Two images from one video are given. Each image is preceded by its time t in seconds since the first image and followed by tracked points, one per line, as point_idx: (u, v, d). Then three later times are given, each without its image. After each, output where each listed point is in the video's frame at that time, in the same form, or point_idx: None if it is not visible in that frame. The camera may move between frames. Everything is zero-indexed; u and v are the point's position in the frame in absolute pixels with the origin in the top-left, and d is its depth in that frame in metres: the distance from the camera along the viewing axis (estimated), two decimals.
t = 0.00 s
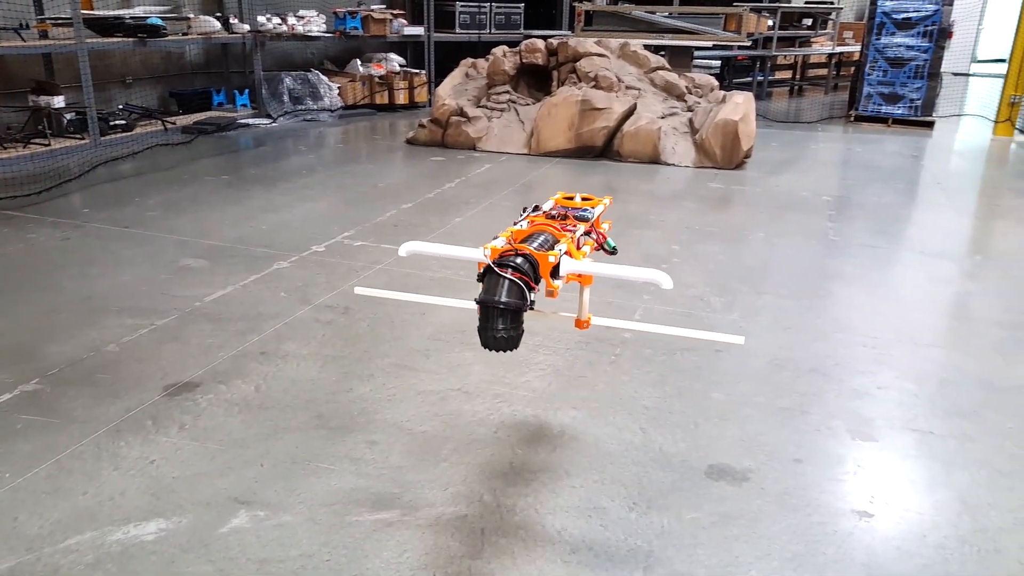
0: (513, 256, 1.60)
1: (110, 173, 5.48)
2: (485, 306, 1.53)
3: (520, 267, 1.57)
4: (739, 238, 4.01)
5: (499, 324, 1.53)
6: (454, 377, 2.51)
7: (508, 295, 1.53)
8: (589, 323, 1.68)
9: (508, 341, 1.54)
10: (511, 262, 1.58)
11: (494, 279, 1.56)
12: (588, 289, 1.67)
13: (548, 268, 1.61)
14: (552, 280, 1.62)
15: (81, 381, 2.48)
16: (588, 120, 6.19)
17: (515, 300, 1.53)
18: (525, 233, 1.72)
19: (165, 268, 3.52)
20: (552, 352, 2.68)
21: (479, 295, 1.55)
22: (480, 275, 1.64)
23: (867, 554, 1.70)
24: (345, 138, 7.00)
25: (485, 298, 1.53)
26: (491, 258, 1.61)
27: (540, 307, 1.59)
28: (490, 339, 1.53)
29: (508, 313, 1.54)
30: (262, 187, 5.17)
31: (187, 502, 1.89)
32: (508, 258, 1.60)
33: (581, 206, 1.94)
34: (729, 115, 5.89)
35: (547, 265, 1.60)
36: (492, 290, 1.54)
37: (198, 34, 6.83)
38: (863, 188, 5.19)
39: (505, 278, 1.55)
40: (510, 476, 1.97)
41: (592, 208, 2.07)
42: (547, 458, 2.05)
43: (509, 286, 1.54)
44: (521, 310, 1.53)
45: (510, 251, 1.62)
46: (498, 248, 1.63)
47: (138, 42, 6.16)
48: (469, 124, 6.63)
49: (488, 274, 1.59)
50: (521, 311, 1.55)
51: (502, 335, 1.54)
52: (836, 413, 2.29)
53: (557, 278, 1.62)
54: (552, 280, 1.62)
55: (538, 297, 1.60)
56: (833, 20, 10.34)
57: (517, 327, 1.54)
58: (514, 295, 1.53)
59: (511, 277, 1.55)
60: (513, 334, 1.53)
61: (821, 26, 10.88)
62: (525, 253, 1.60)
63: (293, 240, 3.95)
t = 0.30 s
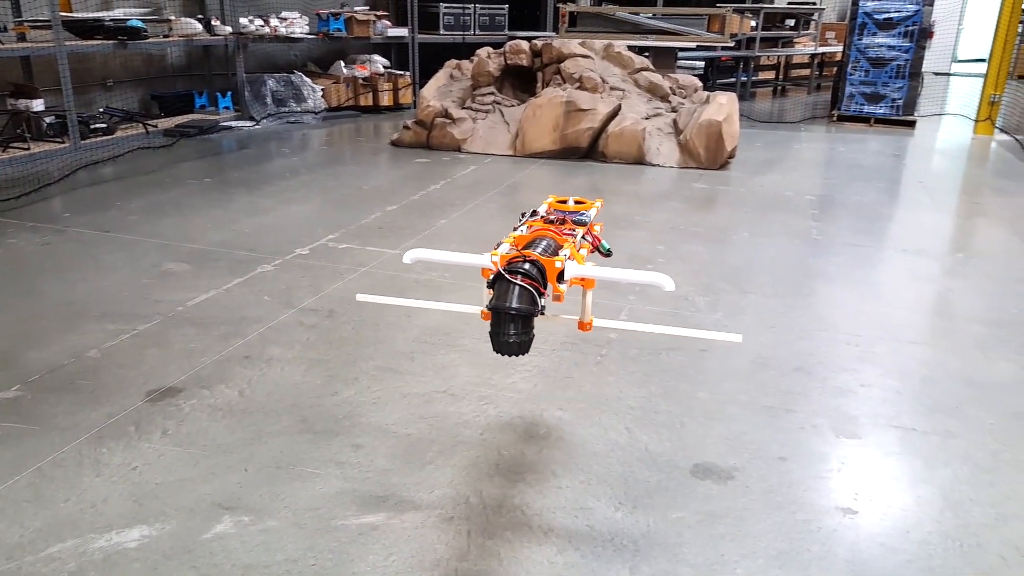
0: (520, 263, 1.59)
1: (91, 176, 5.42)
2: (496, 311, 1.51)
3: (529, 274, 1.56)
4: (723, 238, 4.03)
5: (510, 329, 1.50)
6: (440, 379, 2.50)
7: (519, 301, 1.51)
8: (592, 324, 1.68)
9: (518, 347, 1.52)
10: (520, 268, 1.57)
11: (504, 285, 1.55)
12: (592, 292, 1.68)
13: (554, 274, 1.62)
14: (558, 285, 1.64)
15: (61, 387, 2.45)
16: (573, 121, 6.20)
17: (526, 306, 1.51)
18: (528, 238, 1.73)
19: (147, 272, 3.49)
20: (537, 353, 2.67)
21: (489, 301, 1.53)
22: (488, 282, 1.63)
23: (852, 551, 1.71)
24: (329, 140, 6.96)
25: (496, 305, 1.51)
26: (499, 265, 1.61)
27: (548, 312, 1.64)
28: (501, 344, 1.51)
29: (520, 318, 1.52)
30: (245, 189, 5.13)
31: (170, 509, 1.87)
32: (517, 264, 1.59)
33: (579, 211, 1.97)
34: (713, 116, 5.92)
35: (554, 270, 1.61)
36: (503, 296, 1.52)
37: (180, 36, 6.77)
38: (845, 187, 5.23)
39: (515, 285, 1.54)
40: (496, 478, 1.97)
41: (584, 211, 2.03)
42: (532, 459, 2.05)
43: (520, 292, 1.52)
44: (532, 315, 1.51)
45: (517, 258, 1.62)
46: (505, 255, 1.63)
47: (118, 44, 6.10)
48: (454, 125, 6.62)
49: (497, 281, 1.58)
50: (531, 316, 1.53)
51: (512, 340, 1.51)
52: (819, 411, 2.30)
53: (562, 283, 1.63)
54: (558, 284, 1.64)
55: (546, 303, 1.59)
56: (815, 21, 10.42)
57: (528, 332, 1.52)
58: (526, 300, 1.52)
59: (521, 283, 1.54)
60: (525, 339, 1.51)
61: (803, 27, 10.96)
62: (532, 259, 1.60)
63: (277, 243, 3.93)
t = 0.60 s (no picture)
0: (532, 261, 1.52)
1: (76, 175, 5.37)
2: (512, 309, 1.46)
3: (542, 272, 1.49)
4: (711, 234, 4.04)
5: (525, 327, 1.46)
6: (429, 376, 2.49)
7: (535, 299, 1.45)
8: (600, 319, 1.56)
9: (534, 344, 1.48)
10: (534, 265, 1.50)
11: (518, 283, 1.48)
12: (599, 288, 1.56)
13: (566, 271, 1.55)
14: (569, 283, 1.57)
15: (46, 387, 2.43)
16: (561, 118, 6.20)
17: (542, 304, 1.46)
18: (535, 235, 1.63)
19: (132, 271, 3.45)
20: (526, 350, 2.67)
21: (504, 299, 1.47)
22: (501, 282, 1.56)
23: (839, 545, 1.73)
24: (316, 137, 6.93)
25: (511, 303, 1.46)
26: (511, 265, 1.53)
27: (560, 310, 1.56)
28: (517, 342, 1.48)
29: (535, 315, 1.48)
30: (232, 187, 5.10)
31: (157, 508, 1.86)
32: (529, 261, 1.52)
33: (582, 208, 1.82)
34: (700, 112, 5.93)
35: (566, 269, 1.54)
36: (518, 294, 1.47)
37: (165, 33, 6.71)
38: (832, 183, 5.25)
39: (530, 282, 1.48)
40: (485, 475, 1.97)
41: (582, 208, 1.85)
42: (521, 456, 2.05)
43: (535, 290, 1.47)
44: (548, 312, 1.47)
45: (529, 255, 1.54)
46: (516, 252, 1.56)
47: (102, 41, 6.03)
48: (442, 122, 6.60)
49: (512, 279, 1.51)
50: (547, 314, 1.48)
51: (527, 338, 1.47)
52: (807, 406, 2.31)
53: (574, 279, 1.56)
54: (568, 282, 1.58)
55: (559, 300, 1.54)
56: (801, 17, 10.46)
57: (544, 329, 1.48)
58: (541, 298, 1.46)
59: (536, 281, 1.48)
60: (541, 337, 1.47)
61: (789, 23, 11.01)
62: (545, 257, 1.53)
63: (264, 241, 3.91)
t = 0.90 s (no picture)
0: (547, 258, 1.45)
1: (61, 173, 5.32)
2: (530, 306, 1.38)
3: (558, 268, 1.42)
4: (700, 230, 4.05)
5: (544, 324, 1.38)
6: (420, 374, 2.49)
7: (554, 295, 1.37)
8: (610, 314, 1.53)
9: (554, 340, 1.40)
10: (550, 262, 1.43)
11: (536, 281, 1.41)
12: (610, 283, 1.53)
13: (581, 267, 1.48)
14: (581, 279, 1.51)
15: (34, 388, 2.41)
16: (550, 115, 6.19)
17: (561, 300, 1.38)
18: (546, 233, 1.57)
19: (119, 270, 3.43)
20: (516, 348, 2.67)
21: (521, 296, 1.39)
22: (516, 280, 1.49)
23: (828, 540, 1.73)
24: (304, 135, 6.90)
25: (529, 300, 1.38)
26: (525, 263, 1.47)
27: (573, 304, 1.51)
28: (537, 339, 1.40)
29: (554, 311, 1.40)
30: (220, 185, 5.07)
31: (146, 509, 1.84)
32: (544, 259, 1.45)
33: (587, 204, 1.77)
34: (689, 109, 5.95)
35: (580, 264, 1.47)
36: (536, 290, 1.39)
37: (151, 30, 6.66)
38: (820, 179, 5.27)
39: (548, 279, 1.40)
40: (476, 473, 1.97)
41: (586, 202, 1.79)
42: (512, 454, 2.04)
43: (553, 286, 1.39)
44: (567, 308, 1.39)
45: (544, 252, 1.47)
46: (532, 250, 1.51)
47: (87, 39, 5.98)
48: (431, 119, 6.58)
49: (528, 278, 1.45)
50: (566, 311, 1.40)
51: (547, 334, 1.39)
52: (796, 401, 2.32)
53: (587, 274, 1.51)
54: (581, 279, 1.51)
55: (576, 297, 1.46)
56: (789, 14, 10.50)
57: (563, 326, 1.40)
58: (560, 294, 1.38)
59: (554, 277, 1.40)
60: (560, 333, 1.39)
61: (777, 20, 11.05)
62: (560, 253, 1.46)
63: (253, 239, 3.89)
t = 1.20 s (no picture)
0: (558, 255, 1.44)
1: (45, 173, 5.26)
2: (544, 303, 1.37)
3: (570, 264, 1.42)
4: (689, 229, 4.07)
5: (559, 319, 1.37)
6: (409, 375, 2.48)
7: (568, 290, 1.36)
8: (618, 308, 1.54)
9: (569, 335, 1.39)
10: (561, 258, 1.42)
11: (548, 278, 1.40)
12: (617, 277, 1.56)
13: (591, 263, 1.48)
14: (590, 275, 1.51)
15: (18, 391, 2.38)
16: (539, 114, 6.19)
17: (575, 294, 1.37)
18: (552, 230, 1.57)
19: (105, 271, 3.40)
20: (506, 347, 2.67)
21: (535, 292, 1.38)
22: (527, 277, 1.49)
23: (817, 536, 1.75)
24: (292, 135, 6.86)
25: (543, 296, 1.37)
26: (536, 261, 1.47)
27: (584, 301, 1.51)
28: (551, 335, 1.39)
29: (568, 306, 1.39)
30: (207, 185, 5.04)
31: (133, 513, 1.83)
32: (555, 255, 1.44)
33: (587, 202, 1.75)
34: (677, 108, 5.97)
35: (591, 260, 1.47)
36: (549, 286, 1.38)
37: (137, 30, 6.61)
38: (807, 178, 5.30)
39: (560, 274, 1.39)
40: (466, 473, 1.96)
41: (585, 202, 1.78)
42: (502, 454, 2.04)
43: (566, 281, 1.38)
44: (582, 302, 1.38)
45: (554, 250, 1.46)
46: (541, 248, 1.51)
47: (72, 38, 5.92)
48: (419, 119, 6.57)
49: (540, 274, 1.43)
50: (580, 306, 1.39)
51: (562, 329, 1.38)
52: (784, 399, 2.34)
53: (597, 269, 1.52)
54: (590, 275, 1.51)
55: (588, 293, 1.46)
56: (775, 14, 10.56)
57: (578, 321, 1.39)
58: (573, 289, 1.37)
59: (566, 273, 1.39)
60: (575, 328, 1.38)
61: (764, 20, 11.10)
62: (570, 250, 1.45)
63: (240, 240, 3.87)
